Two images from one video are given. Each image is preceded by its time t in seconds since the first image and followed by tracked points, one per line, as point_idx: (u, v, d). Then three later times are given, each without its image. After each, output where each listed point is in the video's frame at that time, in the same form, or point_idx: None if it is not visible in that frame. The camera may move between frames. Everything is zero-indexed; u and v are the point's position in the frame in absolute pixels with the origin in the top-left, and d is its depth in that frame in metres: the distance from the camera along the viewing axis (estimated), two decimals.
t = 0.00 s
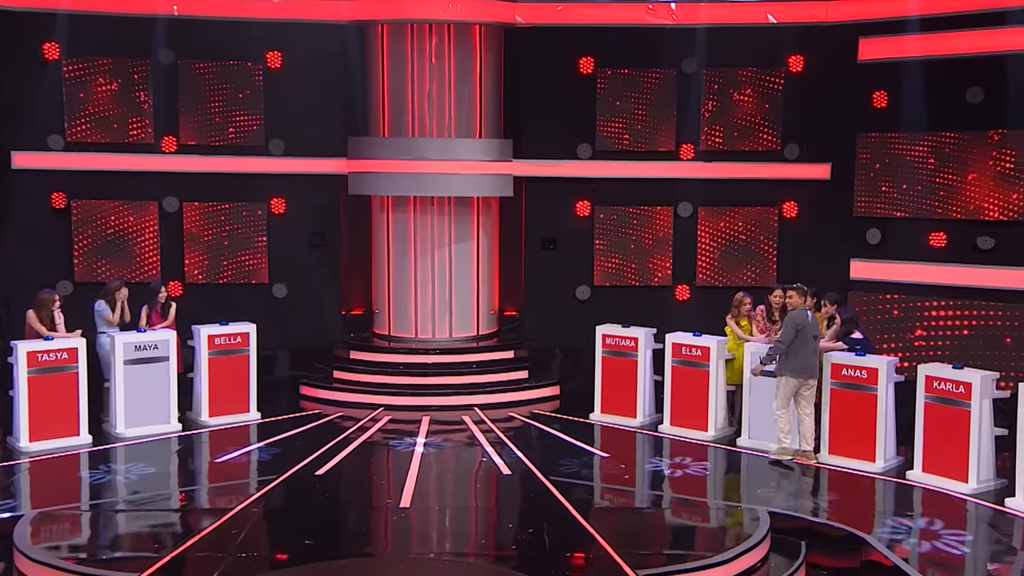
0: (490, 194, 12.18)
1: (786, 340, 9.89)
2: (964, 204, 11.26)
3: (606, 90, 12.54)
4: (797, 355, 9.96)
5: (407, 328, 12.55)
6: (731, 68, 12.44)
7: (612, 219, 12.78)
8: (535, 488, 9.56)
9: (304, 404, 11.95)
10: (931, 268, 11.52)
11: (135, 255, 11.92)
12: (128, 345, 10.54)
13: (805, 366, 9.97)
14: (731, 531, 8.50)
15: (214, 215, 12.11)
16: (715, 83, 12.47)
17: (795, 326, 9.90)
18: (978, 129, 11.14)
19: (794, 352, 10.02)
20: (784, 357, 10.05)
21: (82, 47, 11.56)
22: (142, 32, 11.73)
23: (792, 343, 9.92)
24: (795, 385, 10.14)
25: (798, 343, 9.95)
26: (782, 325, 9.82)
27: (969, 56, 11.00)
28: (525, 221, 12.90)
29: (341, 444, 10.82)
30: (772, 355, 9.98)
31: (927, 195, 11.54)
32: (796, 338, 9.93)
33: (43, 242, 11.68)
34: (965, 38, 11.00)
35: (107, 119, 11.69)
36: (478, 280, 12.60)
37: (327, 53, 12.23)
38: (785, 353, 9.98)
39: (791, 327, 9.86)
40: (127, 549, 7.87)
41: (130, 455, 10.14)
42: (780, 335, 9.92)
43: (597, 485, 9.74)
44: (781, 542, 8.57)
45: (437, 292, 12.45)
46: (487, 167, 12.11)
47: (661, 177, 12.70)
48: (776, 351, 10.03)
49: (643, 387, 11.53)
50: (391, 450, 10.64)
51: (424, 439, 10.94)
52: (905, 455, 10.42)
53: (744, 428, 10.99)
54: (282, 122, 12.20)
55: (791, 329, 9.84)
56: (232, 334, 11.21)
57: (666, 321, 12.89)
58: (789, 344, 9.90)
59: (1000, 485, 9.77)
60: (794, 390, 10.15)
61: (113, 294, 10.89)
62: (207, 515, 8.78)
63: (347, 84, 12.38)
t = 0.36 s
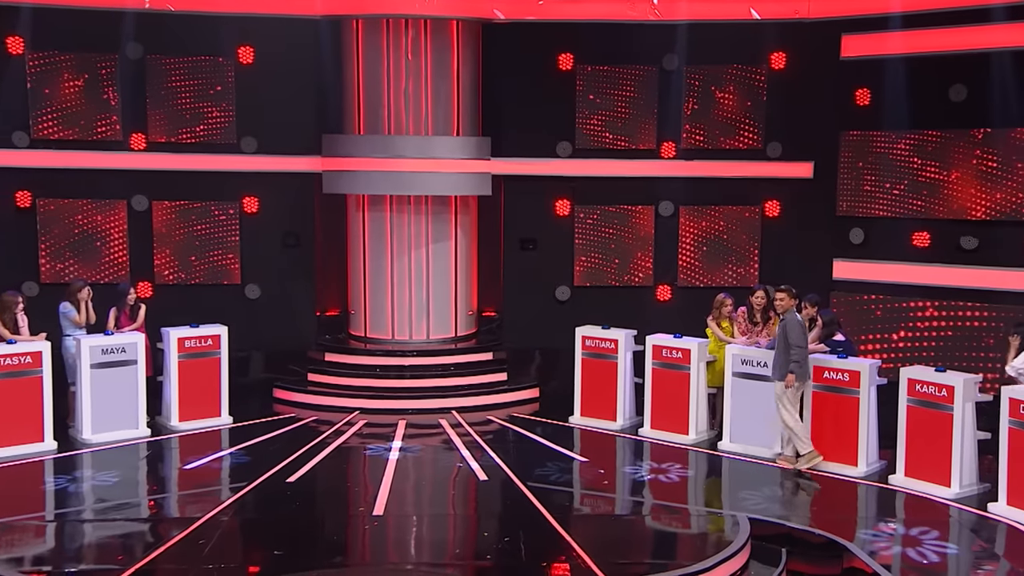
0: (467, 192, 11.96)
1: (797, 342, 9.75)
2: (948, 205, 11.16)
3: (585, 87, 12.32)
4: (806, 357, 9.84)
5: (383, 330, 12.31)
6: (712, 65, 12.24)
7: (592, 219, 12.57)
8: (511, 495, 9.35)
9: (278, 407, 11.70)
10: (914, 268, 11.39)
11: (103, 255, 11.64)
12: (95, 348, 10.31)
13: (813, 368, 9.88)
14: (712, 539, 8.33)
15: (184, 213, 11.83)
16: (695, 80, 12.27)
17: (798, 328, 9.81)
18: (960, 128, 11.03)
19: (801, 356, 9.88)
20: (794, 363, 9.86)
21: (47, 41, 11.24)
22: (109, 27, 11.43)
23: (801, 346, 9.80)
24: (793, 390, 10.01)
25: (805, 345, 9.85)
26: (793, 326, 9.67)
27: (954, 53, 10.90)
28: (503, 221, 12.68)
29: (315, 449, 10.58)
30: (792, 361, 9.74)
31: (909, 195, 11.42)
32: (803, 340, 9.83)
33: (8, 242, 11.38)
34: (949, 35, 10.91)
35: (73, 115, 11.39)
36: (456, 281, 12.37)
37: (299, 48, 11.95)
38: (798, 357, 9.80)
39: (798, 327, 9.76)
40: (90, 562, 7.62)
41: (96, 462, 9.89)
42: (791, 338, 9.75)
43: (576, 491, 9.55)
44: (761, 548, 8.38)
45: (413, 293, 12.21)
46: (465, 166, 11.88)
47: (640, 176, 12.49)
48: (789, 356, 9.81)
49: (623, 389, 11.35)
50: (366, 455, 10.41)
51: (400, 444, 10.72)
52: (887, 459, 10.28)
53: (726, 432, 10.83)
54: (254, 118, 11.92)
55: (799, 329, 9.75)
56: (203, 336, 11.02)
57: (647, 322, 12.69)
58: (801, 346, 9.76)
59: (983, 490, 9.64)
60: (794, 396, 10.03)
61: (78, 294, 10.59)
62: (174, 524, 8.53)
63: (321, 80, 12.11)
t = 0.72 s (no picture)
0: (446, 190, 11.73)
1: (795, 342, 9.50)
2: (932, 203, 11.02)
3: (566, 83, 12.10)
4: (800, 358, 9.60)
5: (360, 330, 12.07)
6: (694, 61, 12.05)
7: (572, 216, 12.36)
8: (488, 501, 9.14)
9: (251, 410, 11.45)
10: (898, 267, 11.23)
11: (71, 254, 11.38)
12: (60, 350, 10.08)
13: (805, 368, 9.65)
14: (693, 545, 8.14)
15: (155, 212, 11.56)
16: (677, 76, 12.07)
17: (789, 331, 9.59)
18: (944, 125, 10.90)
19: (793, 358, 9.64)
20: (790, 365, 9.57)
21: (12, 34, 10.95)
22: (76, 20, 11.14)
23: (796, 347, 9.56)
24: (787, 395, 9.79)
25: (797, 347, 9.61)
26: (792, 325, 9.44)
27: (937, 49, 10.75)
28: (482, 219, 12.45)
29: (289, 453, 10.34)
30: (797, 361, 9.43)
31: (893, 193, 11.26)
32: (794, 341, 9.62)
33: None
34: (932, 32, 10.74)
35: (39, 111, 11.11)
36: (434, 281, 12.14)
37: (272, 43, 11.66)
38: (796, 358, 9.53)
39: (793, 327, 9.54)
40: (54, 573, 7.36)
41: (62, 467, 9.66)
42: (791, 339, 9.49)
43: (556, 495, 9.35)
44: (743, 554, 8.19)
45: (391, 293, 11.97)
46: (443, 163, 11.65)
47: (620, 173, 12.28)
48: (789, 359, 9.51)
49: (604, 391, 11.16)
50: (340, 460, 10.18)
51: (376, 447, 10.49)
52: (871, 462, 10.11)
53: (708, 434, 10.66)
54: (226, 114, 11.64)
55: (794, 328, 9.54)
56: (174, 338, 10.78)
57: (628, 322, 12.49)
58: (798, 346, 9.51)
59: (968, 493, 9.48)
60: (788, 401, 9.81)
61: (47, 296, 10.26)
62: (141, 532, 8.28)
63: (295, 76, 11.85)
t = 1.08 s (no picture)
0: (424, 186, 11.50)
1: (770, 343, 9.28)
2: (919, 199, 10.83)
3: (546, 78, 11.84)
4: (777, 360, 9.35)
5: (336, 330, 11.80)
6: (677, 56, 11.81)
7: (555, 214, 12.10)
8: (466, 506, 8.90)
9: (225, 412, 11.16)
10: (884, 266, 11.05)
11: (38, 252, 11.02)
12: (25, 353, 9.79)
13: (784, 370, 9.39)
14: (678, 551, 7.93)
15: (125, 209, 11.26)
16: (660, 70, 11.82)
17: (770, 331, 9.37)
18: (930, 120, 10.72)
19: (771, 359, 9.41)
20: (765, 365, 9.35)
21: None
22: (42, 11, 10.81)
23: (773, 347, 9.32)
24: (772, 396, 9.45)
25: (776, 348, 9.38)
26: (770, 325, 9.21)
27: (922, 43, 10.59)
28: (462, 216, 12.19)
29: (263, 457, 10.06)
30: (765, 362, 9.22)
31: (879, 190, 11.08)
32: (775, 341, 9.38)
33: None
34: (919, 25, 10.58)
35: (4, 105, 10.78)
36: (413, 279, 11.88)
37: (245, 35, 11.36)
38: (769, 360, 9.31)
39: (772, 327, 9.30)
40: None
41: (28, 473, 9.40)
42: (765, 338, 9.27)
43: (537, 500, 9.12)
44: (725, 559, 7.92)
45: (368, 292, 11.70)
46: (421, 159, 11.43)
47: (602, 170, 12.05)
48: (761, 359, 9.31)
49: (585, 392, 10.94)
50: (315, 464, 9.92)
51: (351, 451, 10.23)
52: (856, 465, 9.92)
53: (691, 436, 10.46)
54: (198, 109, 11.35)
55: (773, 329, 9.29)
56: (144, 339, 10.59)
57: (610, 322, 12.26)
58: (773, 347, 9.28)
59: (954, 496, 9.31)
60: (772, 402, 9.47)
61: (16, 296, 10.02)
62: (109, 540, 8.01)
63: (269, 69, 11.56)
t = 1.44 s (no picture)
0: (410, 184, 11.22)
1: (751, 347, 9.09)
2: (915, 197, 10.60)
3: (534, 72, 11.59)
4: (760, 362, 9.18)
5: (320, 331, 11.54)
6: (668, 50, 11.58)
7: (543, 211, 11.83)
8: (451, 512, 8.66)
9: (205, 414, 10.89)
10: (878, 265, 10.84)
11: (12, 250, 10.73)
12: None
13: (768, 372, 9.22)
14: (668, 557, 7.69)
15: (103, 206, 10.98)
16: (650, 64, 11.59)
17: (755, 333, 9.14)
18: (925, 116, 10.50)
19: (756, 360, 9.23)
20: (747, 366, 9.19)
21: None
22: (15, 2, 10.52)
23: (755, 351, 9.13)
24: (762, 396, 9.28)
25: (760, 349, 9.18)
26: (753, 330, 8.97)
27: (916, 38, 10.44)
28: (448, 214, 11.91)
29: (243, 461, 9.81)
30: (742, 367, 9.08)
31: (873, 187, 10.86)
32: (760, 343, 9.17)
33: None
34: (919, 19, 10.38)
35: None
36: (398, 278, 11.63)
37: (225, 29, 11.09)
38: (750, 363, 9.14)
39: (755, 331, 9.07)
40: None
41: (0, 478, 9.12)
42: (746, 343, 9.07)
43: (525, 505, 8.88)
44: (716, 566, 7.68)
45: (352, 292, 11.44)
46: (407, 156, 11.15)
47: (591, 166, 11.80)
48: (741, 362, 9.15)
49: (574, 393, 10.72)
50: (296, 468, 9.66)
51: (334, 455, 9.98)
52: (849, 468, 9.70)
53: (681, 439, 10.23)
54: (177, 104, 11.08)
55: (756, 334, 9.05)
56: (121, 340, 10.33)
57: (600, 322, 12.02)
58: (754, 351, 9.09)
59: (949, 500, 9.09)
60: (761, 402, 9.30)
61: None
62: (81, 548, 7.74)
63: (250, 64, 11.29)
